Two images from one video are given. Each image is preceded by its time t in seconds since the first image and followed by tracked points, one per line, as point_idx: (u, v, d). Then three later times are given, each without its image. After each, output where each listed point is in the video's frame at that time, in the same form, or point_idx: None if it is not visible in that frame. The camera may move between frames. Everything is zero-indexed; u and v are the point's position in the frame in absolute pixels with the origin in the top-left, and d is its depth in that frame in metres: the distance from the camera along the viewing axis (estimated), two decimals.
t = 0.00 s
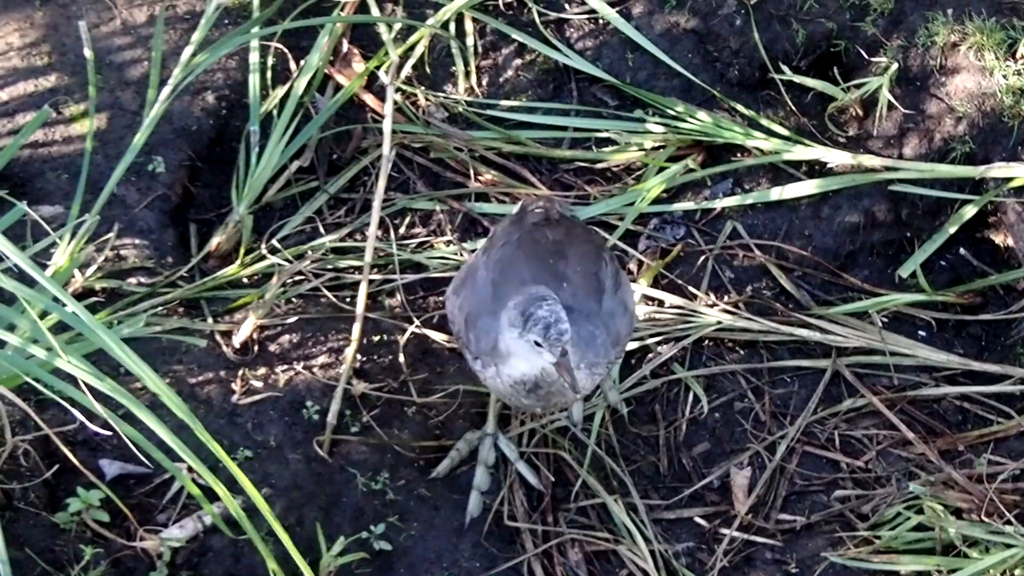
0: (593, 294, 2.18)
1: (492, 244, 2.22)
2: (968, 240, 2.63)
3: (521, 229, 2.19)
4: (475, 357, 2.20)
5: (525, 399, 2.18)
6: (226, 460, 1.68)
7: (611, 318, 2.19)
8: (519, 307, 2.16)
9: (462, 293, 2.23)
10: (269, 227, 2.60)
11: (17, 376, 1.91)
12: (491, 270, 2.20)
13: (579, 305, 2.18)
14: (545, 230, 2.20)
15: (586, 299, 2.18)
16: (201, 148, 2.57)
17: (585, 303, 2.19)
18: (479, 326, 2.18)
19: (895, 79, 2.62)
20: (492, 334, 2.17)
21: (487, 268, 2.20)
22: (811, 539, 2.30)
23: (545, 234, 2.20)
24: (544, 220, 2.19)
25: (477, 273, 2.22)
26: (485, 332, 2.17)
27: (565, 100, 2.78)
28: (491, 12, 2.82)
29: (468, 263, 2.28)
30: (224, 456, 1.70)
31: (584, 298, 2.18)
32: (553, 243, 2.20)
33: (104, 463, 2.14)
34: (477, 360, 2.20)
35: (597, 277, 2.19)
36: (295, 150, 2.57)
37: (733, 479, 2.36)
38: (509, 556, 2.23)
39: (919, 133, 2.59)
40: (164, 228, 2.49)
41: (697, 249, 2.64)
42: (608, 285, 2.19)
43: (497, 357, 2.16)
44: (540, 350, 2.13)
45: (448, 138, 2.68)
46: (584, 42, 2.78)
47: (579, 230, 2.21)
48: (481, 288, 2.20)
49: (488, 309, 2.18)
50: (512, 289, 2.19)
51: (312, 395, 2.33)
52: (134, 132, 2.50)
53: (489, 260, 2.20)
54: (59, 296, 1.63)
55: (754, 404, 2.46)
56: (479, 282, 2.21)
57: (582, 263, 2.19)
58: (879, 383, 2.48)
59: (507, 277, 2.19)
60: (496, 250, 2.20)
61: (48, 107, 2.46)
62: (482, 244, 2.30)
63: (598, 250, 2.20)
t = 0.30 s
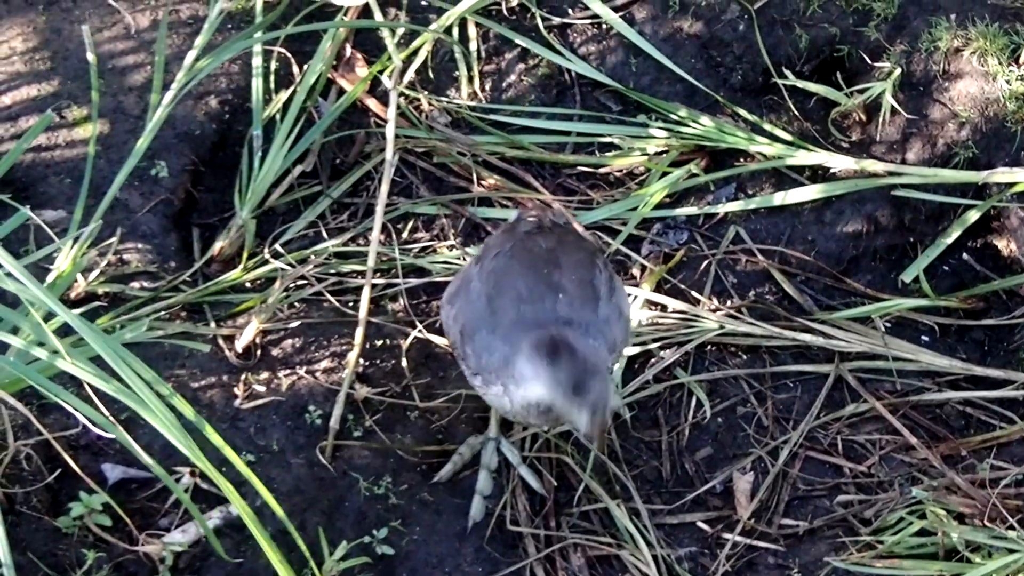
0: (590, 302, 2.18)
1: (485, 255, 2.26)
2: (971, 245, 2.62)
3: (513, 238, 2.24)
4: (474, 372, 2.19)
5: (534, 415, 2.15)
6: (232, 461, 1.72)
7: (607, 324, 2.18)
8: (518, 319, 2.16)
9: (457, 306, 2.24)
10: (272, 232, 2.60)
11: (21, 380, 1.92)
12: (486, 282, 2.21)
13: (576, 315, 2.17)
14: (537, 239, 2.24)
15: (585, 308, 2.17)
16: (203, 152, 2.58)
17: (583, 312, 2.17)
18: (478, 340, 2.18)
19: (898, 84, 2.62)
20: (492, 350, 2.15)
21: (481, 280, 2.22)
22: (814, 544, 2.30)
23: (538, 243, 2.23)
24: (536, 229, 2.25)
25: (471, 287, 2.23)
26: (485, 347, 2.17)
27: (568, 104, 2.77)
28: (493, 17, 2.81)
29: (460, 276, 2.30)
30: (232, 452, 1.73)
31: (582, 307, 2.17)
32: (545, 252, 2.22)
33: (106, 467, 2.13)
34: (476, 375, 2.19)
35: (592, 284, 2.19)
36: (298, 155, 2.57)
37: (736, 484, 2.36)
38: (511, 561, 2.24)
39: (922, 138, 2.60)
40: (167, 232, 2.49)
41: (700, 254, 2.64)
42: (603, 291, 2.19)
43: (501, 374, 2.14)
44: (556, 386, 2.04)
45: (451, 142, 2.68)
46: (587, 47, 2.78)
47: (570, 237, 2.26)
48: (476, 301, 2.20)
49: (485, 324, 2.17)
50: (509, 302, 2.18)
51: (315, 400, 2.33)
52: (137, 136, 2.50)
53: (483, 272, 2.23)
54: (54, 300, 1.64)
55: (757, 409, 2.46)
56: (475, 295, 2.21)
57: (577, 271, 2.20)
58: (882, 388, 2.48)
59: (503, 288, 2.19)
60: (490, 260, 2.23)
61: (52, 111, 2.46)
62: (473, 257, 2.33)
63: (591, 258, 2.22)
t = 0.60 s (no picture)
0: (570, 338, 2.15)
1: (465, 286, 2.23)
2: (970, 244, 2.63)
3: (493, 269, 2.20)
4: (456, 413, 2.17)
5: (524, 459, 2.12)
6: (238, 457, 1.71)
7: (589, 357, 2.16)
8: (498, 363, 2.12)
9: (438, 340, 2.22)
10: (272, 231, 2.60)
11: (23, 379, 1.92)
12: (466, 317, 2.18)
13: (558, 354, 2.14)
14: (517, 269, 2.20)
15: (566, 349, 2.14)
16: (203, 152, 2.58)
17: (565, 354, 2.14)
18: (459, 383, 2.15)
19: (897, 84, 2.63)
20: (473, 396, 2.12)
21: (462, 316, 2.19)
22: (813, 542, 2.30)
23: (517, 274, 2.19)
24: (516, 256, 2.21)
25: (451, 322, 2.20)
26: (465, 392, 2.13)
27: (567, 104, 2.77)
28: (493, 16, 2.82)
29: (440, 303, 2.27)
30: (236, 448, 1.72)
31: (563, 348, 2.14)
32: (525, 285, 2.18)
33: (106, 467, 2.13)
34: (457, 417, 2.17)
35: (572, 319, 2.16)
36: (297, 154, 2.58)
37: (736, 483, 2.37)
38: (510, 560, 2.24)
39: (920, 137, 2.60)
40: (166, 231, 2.49)
41: (699, 253, 2.64)
42: (583, 323, 2.16)
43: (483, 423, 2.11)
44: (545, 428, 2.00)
45: (450, 142, 2.69)
46: (587, 46, 2.79)
47: (551, 264, 2.21)
48: (457, 337, 2.18)
49: (466, 367, 2.14)
50: (489, 343, 2.14)
51: (314, 399, 2.34)
52: (136, 136, 2.50)
53: (463, 307, 2.20)
54: (51, 299, 1.64)
55: (756, 408, 2.46)
56: (456, 332, 2.18)
57: (557, 305, 2.16)
58: (880, 387, 2.48)
59: (483, 328, 2.15)
60: (470, 293, 2.20)
61: (51, 111, 2.46)
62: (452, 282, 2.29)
63: (571, 289, 2.18)
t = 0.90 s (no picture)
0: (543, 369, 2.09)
1: (439, 306, 2.15)
2: (972, 231, 2.60)
3: (464, 292, 2.12)
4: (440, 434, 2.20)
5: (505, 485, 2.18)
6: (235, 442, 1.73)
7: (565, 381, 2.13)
8: (471, 399, 2.10)
9: (417, 360, 2.18)
10: (273, 217, 2.60)
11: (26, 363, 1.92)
12: (437, 347, 2.11)
13: (532, 387, 2.10)
14: (485, 296, 2.10)
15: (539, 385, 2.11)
16: (205, 138, 2.55)
17: (538, 386, 2.11)
18: (439, 410, 2.15)
19: (899, 72, 2.63)
20: (453, 423, 2.14)
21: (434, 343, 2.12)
22: (813, 529, 2.35)
23: (486, 301, 2.10)
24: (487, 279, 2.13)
25: (427, 348, 2.14)
26: (447, 419, 2.15)
27: (570, 91, 2.75)
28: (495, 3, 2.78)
29: (418, 316, 2.21)
30: (234, 432, 1.72)
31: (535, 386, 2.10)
32: (494, 313, 2.08)
33: (108, 451, 2.13)
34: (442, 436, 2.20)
35: (544, 349, 2.09)
36: (299, 140, 2.57)
37: (737, 469, 2.38)
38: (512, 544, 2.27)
39: (922, 125, 2.61)
40: (168, 217, 2.50)
41: (702, 240, 2.63)
42: (556, 353, 2.10)
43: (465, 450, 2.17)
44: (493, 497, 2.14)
45: (453, 129, 2.67)
46: (590, 35, 2.75)
47: (523, 286, 2.12)
48: (431, 367, 2.13)
49: (443, 398, 2.13)
50: (461, 377, 2.09)
51: (316, 383, 2.36)
52: (138, 123, 2.50)
53: (435, 332, 2.12)
54: (61, 279, 1.63)
55: (757, 395, 2.45)
56: (429, 359, 2.13)
57: (528, 336, 2.08)
58: (881, 375, 2.47)
59: (454, 362, 2.09)
60: (441, 320, 2.12)
61: (53, 97, 2.45)
62: (430, 293, 2.22)
63: (541, 316, 2.09)
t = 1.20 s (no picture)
0: (541, 331, 2.06)
1: (448, 258, 2.11)
2: (979, 181, 2.59)
3: (473, 246, 2.07)
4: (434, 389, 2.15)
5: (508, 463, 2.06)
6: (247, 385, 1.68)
7: (560, 349, 2.09)
8: (466, 355, 2.04)
9: (419, 310, 2.14)
10: (279, 161, 2.56)
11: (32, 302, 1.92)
12: (441, 296, 2.07)
13: (529, 349, 2.06)
14: (493, 250, 2.06)
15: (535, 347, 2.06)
16: (212, 81, 2.53)
17: (534, 348, 2.06)
18: (435, 363, 2.10)
19: (909, 23, 2.60)
20: (448, 378, 2.09)
21: (438, 292, 2.08)
22: (816, 480, 2.34)
23: (493, 255, 2.05)
24: (497, 235, 2.07)
25: (430, 297, 2.10)
26: (441, 374, 2.10)
27: (578, 37, 2.71)
28: None
29: (427, 265, 2.17)
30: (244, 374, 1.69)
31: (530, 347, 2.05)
32: (500, 270, 2.04)
33: (112, 393, 2.14)
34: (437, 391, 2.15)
35: (545, 311, 2.05)
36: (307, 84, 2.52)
37: (739, 419, 2.39)
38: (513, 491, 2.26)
39: (932, 76, 2.58)
40: (174, 159, 2.48)
41: (708, 190, 2.61)
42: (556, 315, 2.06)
43: (461, 408, 2.10)
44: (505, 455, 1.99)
45: (460, 75, 2.63)
46: None
47: (532, 246, 2.07)
48: (433, 316, 2.08)
49: (439, 351, 2.08)
50: (459, 332, 2.04)
51: (320, 328, 2.36)
52: (144, 64, 2.47)
53: (440, 283, 2.08)
54: (73, 219, 1.55)
55: (761, 344, 2.45)
56: (432, 309, 2.09)
57: (530, 294, 2.04)
58: (886, 326, 2.46)
59: (454, 316, 2.04)
60: (450, 270, 2.08)
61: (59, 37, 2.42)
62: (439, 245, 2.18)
63: (545, 276, 2.05)
